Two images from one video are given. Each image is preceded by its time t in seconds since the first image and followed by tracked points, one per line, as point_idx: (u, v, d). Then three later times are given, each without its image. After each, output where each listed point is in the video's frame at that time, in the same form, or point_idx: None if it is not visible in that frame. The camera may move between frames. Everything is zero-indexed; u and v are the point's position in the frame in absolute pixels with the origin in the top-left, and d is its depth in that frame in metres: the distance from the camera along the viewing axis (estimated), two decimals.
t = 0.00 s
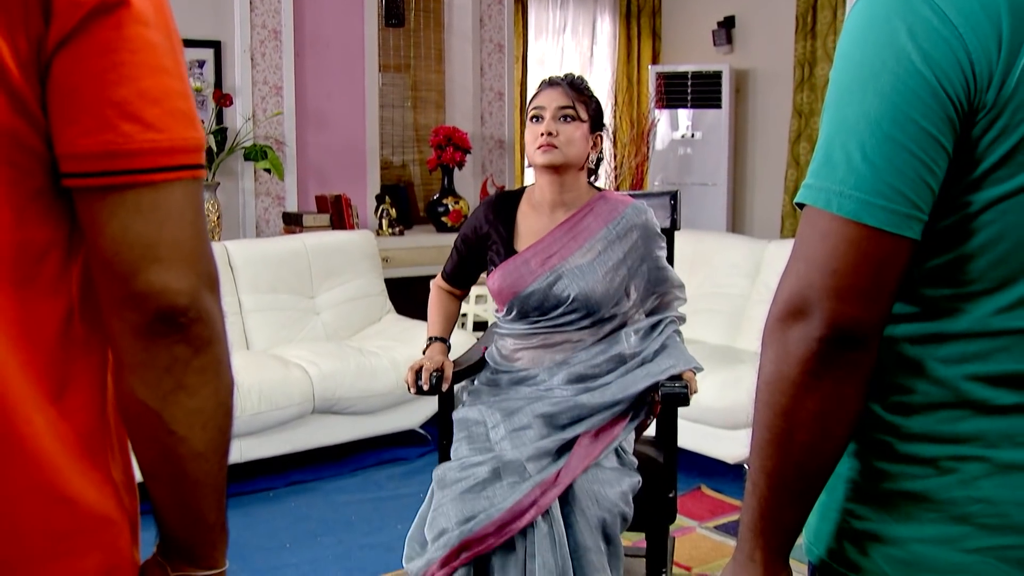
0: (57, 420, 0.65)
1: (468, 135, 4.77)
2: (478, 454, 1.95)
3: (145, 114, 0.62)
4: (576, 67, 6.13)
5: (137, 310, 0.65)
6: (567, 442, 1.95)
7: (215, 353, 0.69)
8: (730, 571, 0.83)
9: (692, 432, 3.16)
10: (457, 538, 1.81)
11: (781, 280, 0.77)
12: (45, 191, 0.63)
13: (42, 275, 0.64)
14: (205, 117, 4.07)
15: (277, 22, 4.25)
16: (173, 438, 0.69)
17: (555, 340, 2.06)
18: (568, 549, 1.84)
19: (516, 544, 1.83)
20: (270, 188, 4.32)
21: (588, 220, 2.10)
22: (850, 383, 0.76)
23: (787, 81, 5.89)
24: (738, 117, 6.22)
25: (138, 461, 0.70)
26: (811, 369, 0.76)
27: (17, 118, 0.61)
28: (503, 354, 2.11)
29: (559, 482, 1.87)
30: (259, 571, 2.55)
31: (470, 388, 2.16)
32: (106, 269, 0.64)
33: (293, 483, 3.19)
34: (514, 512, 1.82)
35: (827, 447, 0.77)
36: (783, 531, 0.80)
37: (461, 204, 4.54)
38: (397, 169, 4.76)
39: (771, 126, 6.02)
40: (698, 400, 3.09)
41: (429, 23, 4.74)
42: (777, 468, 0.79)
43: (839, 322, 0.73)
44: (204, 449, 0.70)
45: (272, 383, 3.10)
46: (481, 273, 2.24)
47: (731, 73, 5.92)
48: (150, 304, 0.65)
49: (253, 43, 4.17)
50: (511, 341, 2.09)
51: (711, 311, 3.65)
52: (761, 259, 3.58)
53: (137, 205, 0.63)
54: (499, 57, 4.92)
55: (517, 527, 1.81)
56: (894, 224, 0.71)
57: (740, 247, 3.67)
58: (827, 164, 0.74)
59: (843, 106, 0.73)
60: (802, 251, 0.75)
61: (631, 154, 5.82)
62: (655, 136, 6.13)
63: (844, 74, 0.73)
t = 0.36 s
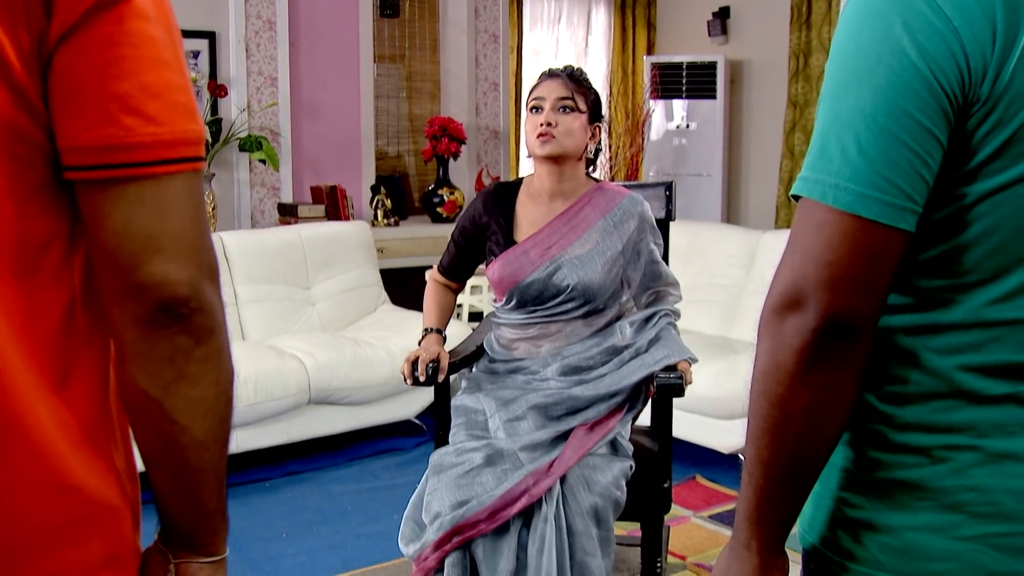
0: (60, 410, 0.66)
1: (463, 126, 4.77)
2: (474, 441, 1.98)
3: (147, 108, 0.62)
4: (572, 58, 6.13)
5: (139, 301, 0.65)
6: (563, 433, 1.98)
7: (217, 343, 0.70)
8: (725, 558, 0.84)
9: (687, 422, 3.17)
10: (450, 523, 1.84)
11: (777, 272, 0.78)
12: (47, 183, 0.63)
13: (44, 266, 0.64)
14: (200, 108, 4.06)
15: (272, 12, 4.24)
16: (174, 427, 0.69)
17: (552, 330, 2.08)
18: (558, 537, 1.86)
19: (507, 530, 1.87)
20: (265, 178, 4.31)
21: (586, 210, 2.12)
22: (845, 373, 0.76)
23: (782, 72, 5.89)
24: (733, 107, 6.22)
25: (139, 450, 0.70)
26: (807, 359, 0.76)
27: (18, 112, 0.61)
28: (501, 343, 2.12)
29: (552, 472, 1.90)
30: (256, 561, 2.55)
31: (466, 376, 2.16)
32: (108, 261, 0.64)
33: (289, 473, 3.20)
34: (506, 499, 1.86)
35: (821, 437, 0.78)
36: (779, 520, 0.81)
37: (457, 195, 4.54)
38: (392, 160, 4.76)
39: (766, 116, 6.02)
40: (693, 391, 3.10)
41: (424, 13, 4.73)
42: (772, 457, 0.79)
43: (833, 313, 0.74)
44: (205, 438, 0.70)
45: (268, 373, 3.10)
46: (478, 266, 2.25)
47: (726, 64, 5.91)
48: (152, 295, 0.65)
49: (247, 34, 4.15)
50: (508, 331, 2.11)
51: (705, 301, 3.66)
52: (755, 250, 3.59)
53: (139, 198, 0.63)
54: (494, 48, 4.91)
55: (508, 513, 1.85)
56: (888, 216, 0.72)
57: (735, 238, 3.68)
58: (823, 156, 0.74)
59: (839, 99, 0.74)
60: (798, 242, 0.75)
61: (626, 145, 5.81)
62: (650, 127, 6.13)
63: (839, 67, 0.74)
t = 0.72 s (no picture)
0: (60, 406, 0.66)
1: (460, 120, 4.77)
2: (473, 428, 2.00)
3: (145, 105, 0.63)
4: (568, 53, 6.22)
5: (138, 298, 0.65)
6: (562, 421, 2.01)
7: (215, 340, 0.70)
8: (721, 553, 0.85)
9: (685, 416, 3.18)
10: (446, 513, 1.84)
11: (773, 268, 0.78)
12: (47, 179, 0.64)
13: (44, 264, 0.64)
14: (198, 102, 4.05)
15: (269, 6, 4.23)
16: (173, 423, 0.69)
17: (553, 317, 2.14)
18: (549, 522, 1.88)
19: (505, 514, 1.89)
20: (263, 173, 4.31)
21: (590, 201, 2.20)
22: (841, 369, 0.77)
23: (779, 66, 5.88)
24: (730, 102, 6.21)
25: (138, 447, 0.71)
26: (804, 355, 0.77)
27: (18, 110, 0.61)
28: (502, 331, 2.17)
29: (546, 458, 1.91)
30: (253, 555, 2.56)
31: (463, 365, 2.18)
32: (107, 258, 0.64)
33: (287, 467, 3.21)
34: (499, 486, 1.86)
35: (818, 433, 0.79)
36: (775, 514, 0.81)
37: (454, 189, 4.53)
38: (389, 154, 4.75)
39: (763, 111, 6.01)
40: (690, 386, 3.11)
41: (421, 7, 4.72)
42: (770, 452, 0.80)
43: (830, 309, 0.75)
44: (204, 433, 0.71)
45: (265, 368, 3.10)
46: (487, 261, 2.28)
47: (723, 58, 5.90)
48: (151, 292, 0.65)
49: (245, 28, 4.15)
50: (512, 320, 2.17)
51: (703, 296, 3.66)
52: (752, 244, 3.60)
53: (138, 195, 0.63)
54: (492, 42, 4.90)
55: (502, 500, 1.86)
56: (884, 214, 0.72)
57: (732, 232, 3.68)
58: (820, 154, 0.74)
59: (836, 95, 0.74)
60: (794, 239, 0.76)
61: (623, 139, 5.79)
62: (648, 121, 6.13)
63: (836, 66, 0.74)
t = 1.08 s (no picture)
0: (66, 405, 0.67)
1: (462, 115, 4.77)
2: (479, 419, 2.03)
3: (151, 105, 0.63)
4: (570, 47, 6.21)
5: (143, 297, 0.66)
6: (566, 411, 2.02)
7: (219, 339, 0.70)
8: (721, 549, 0.85)
9: (686, 411, 3.18)
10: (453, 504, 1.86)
11: (773, 267, 0.78)
12: (53, 178, 0.64)
13: (50, 263, 0.65)
14: (199, 97, 4.06)
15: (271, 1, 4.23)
16: (178, 421, 0.70)
17: (557, 308, 2.15)
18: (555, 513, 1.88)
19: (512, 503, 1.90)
20: (265, 168, 4.31)
21: (594, 194, 2.21)
22: (840, 367, 0.77)
23: (781, 60, 5.87)
24: (733, 96, 6.20)
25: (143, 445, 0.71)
26: (803, 353, 0.77)
27: (23, 110, 0.62)
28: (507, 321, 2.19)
29: (551, 449, 1.94)
30: (256, 550, 2.57)
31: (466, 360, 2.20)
32: (112, 257, 0.65)
33: (289, 462, 3.22)
34: (506, 477, 1.89)
35: (817, 431, 0.79)
36: (775, 511, 0.82)
37: (456, 183, 4.54)
38: (391, 149, 4.74)
39: (765, 105, 6.01)
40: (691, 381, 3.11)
41: (423, 1, 4.70)
42: (769, 449, 0.80)
43: (830, 307, 0.75)
44: (208, 432, 0.71)
45: (268, 362, 3.11)
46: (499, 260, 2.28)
47: (726, 53, 5.90)
48: (155, 291, 0.66)
49: (246, 23, 4.15)
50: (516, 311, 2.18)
51: (705, 291, 3.66)
52: (754, 239, 3.60)
53: (143, 195, 0.64)
54: (494, 36, 4.91)
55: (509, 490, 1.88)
56: (884, 214, 0.72)
57: (734, 227, 3.68)
58: (820, 153, 0.75)
59: (835, 95, 0.74)
60: (795, 238, 0.76)
61: (625, 134, 5.79)
62: (649, 116, 6.13)
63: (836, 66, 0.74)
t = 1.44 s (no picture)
0: (75, 405, 0.67)
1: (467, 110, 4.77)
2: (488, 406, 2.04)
3: (157, 108, 0.63)
4: (574, 42, 6.20)
5: (151, 299, 0.66)
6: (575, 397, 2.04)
7: (226, 339, 0.71)
8: (726, 547, 0.86)
9: (689, 406, 3.19)
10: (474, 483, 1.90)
11: (779, 266, 0.78)
12: (61, 180, 0.64)
13: (58, 264, 0.65)
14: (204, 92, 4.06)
15: None
16: (186, 421, 0.70)
17: (566, 298, 2.17)
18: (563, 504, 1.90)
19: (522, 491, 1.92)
20: (269, 162, 4.32)
21: (601, 190, 2.24)
22: (845, 367, 0.77)
23: (786, 55, 5.86)
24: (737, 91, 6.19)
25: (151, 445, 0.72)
26: (808, 352, 0.77)
27: (31, 112, 0.62)
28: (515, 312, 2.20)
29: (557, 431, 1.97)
30: (261, 544, 2.58)
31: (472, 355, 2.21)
32: (120, 259, 0.65)
33: (294, 457, 3.23)
34: (527, 450, 1.93)
35: (822, 430, 0.79)
36: (780, 509, 0.82)
37: (460, 178, 4.54)
38: (396, 144, 4.72)
39: (769, 100, 6.00)
40: (694, 376, 3.11)
41: None
42: (774, 449, 0.80)
43: (835, 307, 0.75)
44: (216, 431, 0.72)
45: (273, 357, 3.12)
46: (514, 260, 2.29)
47: (730, 48, 5.89)
48: (163, 293, 0.66)
49: (251, 18, 4.16)
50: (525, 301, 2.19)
51: (709, 286, 3.66)
52: (758, 235, 3.59)
53: (150, 197, 0.64)
54: (498, 31, 4.91)
55: (527, 465, 1.92)
56: (890, 215, 0.72)
57: (738, 222, 3.68)
58: (826, 154, 0.75)
59: (840, 96, 0.74)
60: (801, 238, 0.76)
61: (630, 129, 5.77)
62: (654, 111, 6.12)
63: (842, 66, 0.74)
